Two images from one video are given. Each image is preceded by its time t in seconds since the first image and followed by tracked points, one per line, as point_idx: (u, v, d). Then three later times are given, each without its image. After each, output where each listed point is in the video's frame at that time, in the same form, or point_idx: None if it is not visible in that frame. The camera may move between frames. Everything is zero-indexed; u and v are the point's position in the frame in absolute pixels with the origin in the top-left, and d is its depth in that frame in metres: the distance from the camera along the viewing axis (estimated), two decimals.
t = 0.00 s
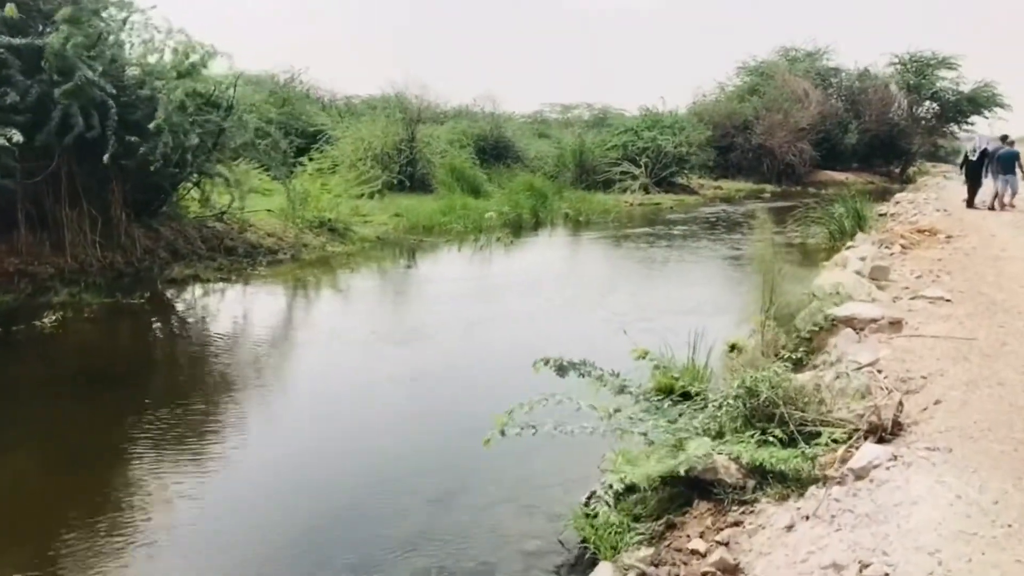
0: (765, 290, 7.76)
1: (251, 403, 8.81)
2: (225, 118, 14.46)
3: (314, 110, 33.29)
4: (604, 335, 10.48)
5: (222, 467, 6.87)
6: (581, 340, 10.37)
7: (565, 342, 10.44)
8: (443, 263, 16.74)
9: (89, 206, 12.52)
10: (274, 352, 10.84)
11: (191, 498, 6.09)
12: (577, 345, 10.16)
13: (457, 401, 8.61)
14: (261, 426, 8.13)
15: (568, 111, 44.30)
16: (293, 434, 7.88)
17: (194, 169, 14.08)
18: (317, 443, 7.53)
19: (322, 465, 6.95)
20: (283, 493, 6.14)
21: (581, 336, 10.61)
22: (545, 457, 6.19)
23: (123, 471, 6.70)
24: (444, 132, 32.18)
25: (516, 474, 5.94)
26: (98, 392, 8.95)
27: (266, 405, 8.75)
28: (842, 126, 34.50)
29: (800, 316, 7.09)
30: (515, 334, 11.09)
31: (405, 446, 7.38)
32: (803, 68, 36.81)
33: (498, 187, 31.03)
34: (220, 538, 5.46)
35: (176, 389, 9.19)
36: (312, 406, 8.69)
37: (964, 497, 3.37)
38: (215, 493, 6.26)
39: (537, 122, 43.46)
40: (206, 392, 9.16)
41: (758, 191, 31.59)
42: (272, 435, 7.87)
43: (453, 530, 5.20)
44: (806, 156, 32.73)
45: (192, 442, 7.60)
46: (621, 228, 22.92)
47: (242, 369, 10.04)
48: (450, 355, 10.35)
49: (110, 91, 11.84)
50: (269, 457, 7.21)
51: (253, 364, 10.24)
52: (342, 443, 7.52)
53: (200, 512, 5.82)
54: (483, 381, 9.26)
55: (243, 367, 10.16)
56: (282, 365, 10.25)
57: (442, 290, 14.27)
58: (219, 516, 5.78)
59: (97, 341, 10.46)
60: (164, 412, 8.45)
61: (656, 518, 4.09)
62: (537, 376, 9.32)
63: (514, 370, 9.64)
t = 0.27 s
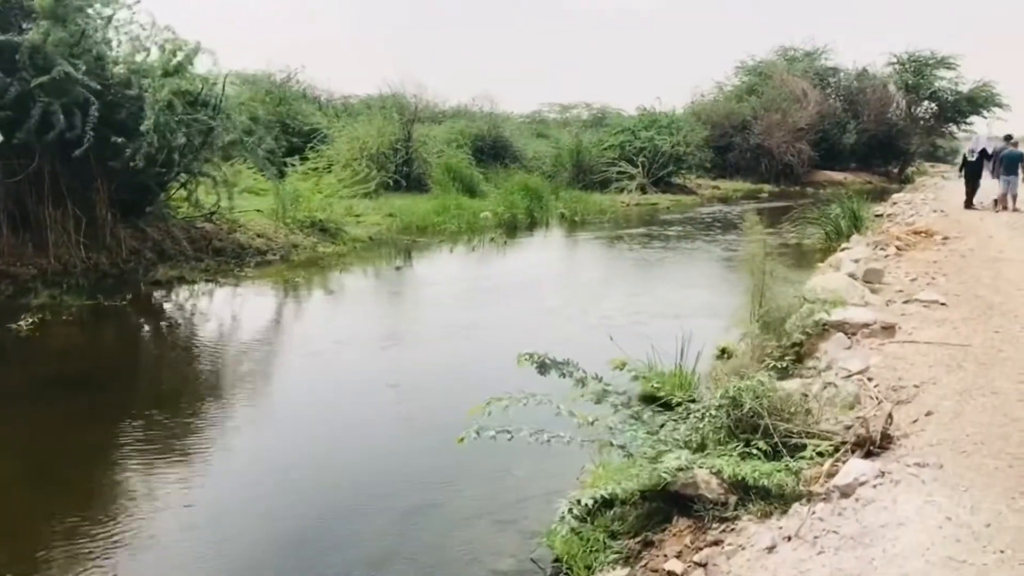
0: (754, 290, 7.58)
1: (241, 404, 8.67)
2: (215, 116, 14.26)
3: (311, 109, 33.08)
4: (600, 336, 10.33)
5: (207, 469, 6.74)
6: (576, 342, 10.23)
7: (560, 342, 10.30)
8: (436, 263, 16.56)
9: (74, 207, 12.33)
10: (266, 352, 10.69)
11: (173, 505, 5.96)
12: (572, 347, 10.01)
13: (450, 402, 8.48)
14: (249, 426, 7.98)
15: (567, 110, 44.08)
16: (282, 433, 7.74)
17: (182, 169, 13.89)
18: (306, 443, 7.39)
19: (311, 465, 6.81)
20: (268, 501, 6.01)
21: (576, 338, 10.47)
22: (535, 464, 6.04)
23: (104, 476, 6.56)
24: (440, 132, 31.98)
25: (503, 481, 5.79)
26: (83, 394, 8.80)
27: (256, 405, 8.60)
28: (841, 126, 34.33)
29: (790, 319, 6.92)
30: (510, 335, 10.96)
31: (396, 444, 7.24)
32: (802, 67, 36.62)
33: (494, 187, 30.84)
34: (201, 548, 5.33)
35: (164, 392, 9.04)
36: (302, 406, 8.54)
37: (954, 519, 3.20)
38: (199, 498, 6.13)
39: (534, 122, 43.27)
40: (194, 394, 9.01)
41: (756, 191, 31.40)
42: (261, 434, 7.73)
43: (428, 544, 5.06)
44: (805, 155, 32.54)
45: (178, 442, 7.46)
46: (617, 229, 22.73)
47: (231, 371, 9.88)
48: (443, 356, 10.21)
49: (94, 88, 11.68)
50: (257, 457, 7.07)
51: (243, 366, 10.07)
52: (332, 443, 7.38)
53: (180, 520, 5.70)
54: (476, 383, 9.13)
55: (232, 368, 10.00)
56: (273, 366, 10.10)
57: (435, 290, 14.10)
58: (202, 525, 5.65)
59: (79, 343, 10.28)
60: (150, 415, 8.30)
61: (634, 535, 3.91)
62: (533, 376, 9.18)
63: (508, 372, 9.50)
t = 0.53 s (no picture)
0: (742, 289, 7.40)
1: (230, 407, 8.53)
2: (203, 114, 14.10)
3: (308, 109, 32.89)
4: (596, 339, 10.18)
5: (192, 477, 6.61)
6: (572, 344, 10.08)
7: (556, 345, 10.16)
8: (431, 264, 16.39)
9: (60, 207, 12.16)
10: (257, 354, 10.55)
11: (153, 517, 5.83)
12: (568, 350, 9.86)
13: (443, 406, 8.34)
14: (238, 430, 7.84)
15: (566, 110, 43.88)
16: (270, 437, 7.60)
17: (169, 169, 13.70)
18: (295, 448, 7.26)
19: (298, 472, 6.68)
20: (253, 514, 5.88)
21: (572, 340, 10.32)
22: (523, 473, 5.89)
23: (86, 484, 6.44)
24: (437, 132, 31.80)
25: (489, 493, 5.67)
26: (68, 398, 8.66)
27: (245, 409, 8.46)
28: (840, 126, 34.16)
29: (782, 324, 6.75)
30: (504, 337, 10.81)
31: (386, 449, 7.10)
32: (801, 67, 36.44)
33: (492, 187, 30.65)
34: (181, 565, 5.21)
35: (151, 395, 8.89)
36: (292, 410, 8.40)
37: (947, 546, 3.03)
38: (183, 509, 6.01)
39: (532, 121, 43.07)
40: (182, 397, 8.87)
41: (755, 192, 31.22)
42: (249, 439, 7.59)
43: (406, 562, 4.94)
44: (804, 156, 32.36)
45: (164, 447, 7.33)
46: (614, 230, 22.56)
47: (220, 374, 9.73)
48: (436, 358, 10.06)
49: (77, 88, 11.51)
50: (244, 464, 6.93)
51: (233, 369, 9.92)
52: (321, 448, 7.24)
53: (160, 535, 5.57)
54: (470, 385, 8.98)
55: (221, 371, 9.85)
56: (263, 368, 9.95)
57: (429, 292, 13.94)
58: (183, 541, 5.53)
59: (62, 346, 10.12)
60: (136, 419, 8.16)
61: (613, 556, 3.74)
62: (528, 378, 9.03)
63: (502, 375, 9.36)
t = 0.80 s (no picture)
0: (730, 280, 7.18)
1: (220, 410, 8.37)
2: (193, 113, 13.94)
3: (304, 108, 32.69)
4: (592, 343, 10.03)
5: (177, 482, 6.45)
6: (568, 349, 9.93)
7: (552, 348, 10.01)
8: (426, 266, 16.22)
9: (47, 209, 12.00)
10: (249, 356, 10.39)
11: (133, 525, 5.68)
12: (563, 354, 9.71)
13: (436, 409, 8.19)
14: (226, 434, 7.68)
15: (565, 109, 43.71)
16: (259, 441, 7.45)
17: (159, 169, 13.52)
18: (284, 452, 7.10)
19: (285, 477, 6.52)
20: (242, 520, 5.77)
21: (569, 343, 10.18)
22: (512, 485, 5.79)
23: (66, 490, 6.28)
24: (434, 132, 31.62)
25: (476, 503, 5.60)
26: (53, 401, 8.50)
27: (234, 412, 8.31)
28: (838, 127, 34.01)
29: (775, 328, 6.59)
30: (499, 340, 10.66)
31: (376, 454, 6.95)
32: (800, 67, 36.29)
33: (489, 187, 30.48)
34: None
35: (138, 398, 8.73)
36: (282, 413, 8.24)
37: (944, 570, 2.87)
38: (176, 511, 5.94)
39: (530, 122, 42.88)
40: (169, 400, 8.72)
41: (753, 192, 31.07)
42: (237, 442, 7.44)
43: None
44: (802, 156, 32.21)
45: (156, 450, 7.25)
46: (612, 230, 22.39)
47: (209, 376, 9.56)
48: (430, 361, 9.91)
49: (63, 87, 11.31)
50: (231, 468, 6.78)
51: (223, 371, 9.76)
52: (310, 453, 7.09)
53: (141, 543, 5.42)
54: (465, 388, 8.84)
55: (210, 373, 9.68)
56: (255, 369, 9.80)
57: (423, 294, 13.78)
58: (175, 544, 5.46)
59: (46, 348, 9.96)
60: (122, 422, 8.00)
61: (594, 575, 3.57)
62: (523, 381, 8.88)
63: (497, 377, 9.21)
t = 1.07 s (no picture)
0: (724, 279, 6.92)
1: (206, 413, 8.18)
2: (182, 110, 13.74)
3: (301, 106, 32.45)
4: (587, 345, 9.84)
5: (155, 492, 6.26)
6: (562, 351, 9.74)
7: (547, 351, 9.81)
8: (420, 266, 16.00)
9: (30, 208, 11.79)
10: (237, 358, 10.19)
11: (118, 538, 5.54)
12: (558, 357, 9.52)
13: (425, 413, 8.00)
14: (209, 438, 7.49)
15: (565, 108, 43.44)
16: (242, 446, 7.25)
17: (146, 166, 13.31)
18: (268, 460, 6.91)
19: (267, 488, 6.33)
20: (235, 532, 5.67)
21: (564, 346, 9.98)
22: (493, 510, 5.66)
23: (47, 499, 6.11)
24: (432, 130, 31.36)
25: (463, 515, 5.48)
26: (33, 403, 8.31)
27: (220, 416, 8.11)
28: (839, 125, 33.75)
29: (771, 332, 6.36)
30: (492, 342, 10.48)
31: (362, 464, 6.76)
32: (800, 65, 36.01)
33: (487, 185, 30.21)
34: None
35: (121, 401, 8.54)
36: (269, 416, 8.04)
37: None
38: (167, 521, 5.82)
39: (529, 120, 42.62)
40: (153, 402, 8.53)
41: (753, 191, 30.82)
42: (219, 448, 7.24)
43: None
44: (803, 154, 31.96)
45: (144, 453, 7.12)
46: (610, 229, 22.17)
47: (195, 378, 9.37)
48: (422, 363, 9.72)
49: (45, 82, 11.10)
50: (213, 477, 6.59)
51: (210, 373, 9.56)
52: (295, 461, 6.90)
53: (125, 558, 5.28)
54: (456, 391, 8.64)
55: (196, 375, 9.48)
56: (246, 371, 9.65)
57: (415, 295, 13.58)
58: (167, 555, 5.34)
59: (26, 350, 9.76)
60: (102, 426, 7.80)
61: None
62: (516, 384, 8.68)
63: (489, 378, 9.01)
